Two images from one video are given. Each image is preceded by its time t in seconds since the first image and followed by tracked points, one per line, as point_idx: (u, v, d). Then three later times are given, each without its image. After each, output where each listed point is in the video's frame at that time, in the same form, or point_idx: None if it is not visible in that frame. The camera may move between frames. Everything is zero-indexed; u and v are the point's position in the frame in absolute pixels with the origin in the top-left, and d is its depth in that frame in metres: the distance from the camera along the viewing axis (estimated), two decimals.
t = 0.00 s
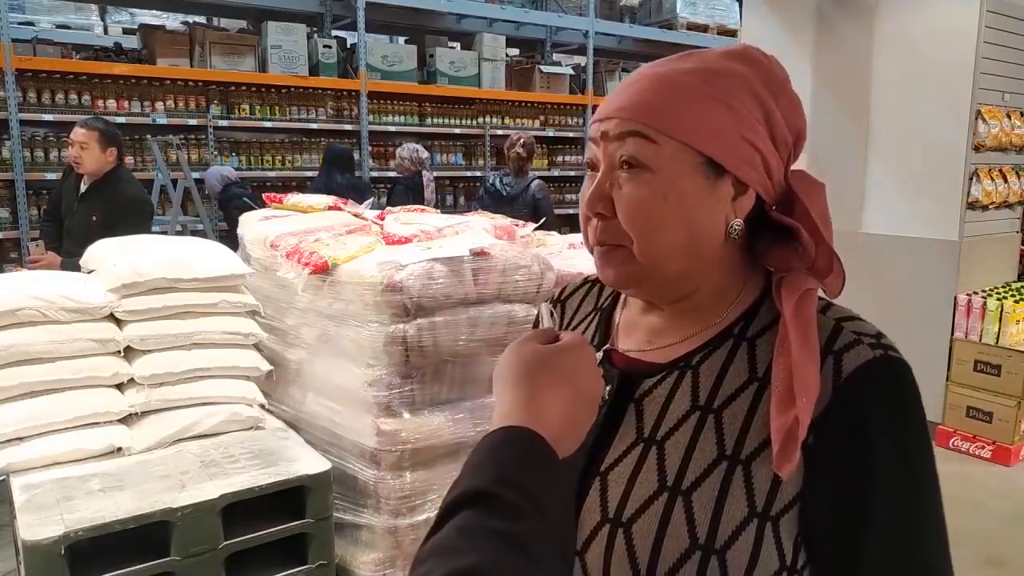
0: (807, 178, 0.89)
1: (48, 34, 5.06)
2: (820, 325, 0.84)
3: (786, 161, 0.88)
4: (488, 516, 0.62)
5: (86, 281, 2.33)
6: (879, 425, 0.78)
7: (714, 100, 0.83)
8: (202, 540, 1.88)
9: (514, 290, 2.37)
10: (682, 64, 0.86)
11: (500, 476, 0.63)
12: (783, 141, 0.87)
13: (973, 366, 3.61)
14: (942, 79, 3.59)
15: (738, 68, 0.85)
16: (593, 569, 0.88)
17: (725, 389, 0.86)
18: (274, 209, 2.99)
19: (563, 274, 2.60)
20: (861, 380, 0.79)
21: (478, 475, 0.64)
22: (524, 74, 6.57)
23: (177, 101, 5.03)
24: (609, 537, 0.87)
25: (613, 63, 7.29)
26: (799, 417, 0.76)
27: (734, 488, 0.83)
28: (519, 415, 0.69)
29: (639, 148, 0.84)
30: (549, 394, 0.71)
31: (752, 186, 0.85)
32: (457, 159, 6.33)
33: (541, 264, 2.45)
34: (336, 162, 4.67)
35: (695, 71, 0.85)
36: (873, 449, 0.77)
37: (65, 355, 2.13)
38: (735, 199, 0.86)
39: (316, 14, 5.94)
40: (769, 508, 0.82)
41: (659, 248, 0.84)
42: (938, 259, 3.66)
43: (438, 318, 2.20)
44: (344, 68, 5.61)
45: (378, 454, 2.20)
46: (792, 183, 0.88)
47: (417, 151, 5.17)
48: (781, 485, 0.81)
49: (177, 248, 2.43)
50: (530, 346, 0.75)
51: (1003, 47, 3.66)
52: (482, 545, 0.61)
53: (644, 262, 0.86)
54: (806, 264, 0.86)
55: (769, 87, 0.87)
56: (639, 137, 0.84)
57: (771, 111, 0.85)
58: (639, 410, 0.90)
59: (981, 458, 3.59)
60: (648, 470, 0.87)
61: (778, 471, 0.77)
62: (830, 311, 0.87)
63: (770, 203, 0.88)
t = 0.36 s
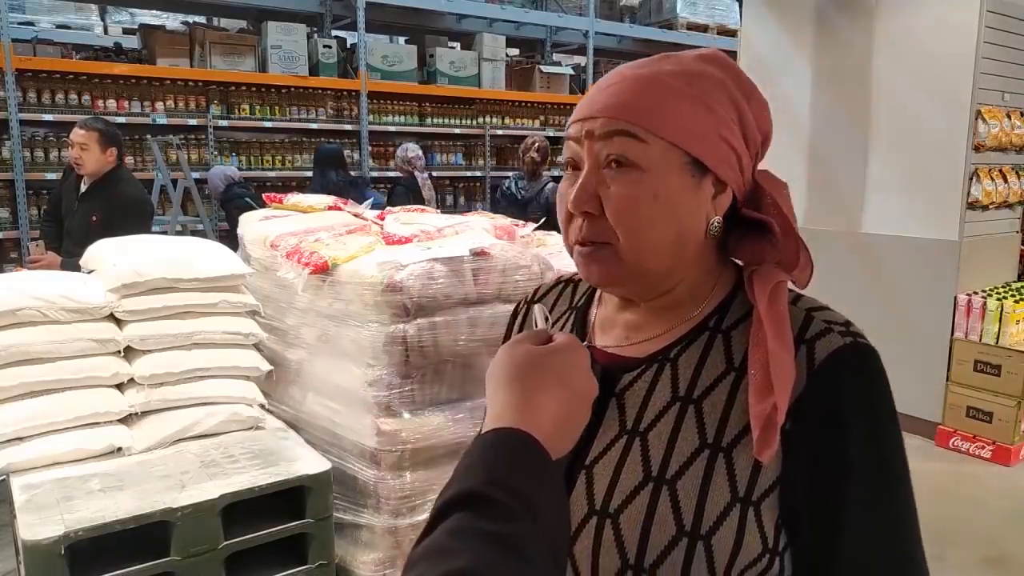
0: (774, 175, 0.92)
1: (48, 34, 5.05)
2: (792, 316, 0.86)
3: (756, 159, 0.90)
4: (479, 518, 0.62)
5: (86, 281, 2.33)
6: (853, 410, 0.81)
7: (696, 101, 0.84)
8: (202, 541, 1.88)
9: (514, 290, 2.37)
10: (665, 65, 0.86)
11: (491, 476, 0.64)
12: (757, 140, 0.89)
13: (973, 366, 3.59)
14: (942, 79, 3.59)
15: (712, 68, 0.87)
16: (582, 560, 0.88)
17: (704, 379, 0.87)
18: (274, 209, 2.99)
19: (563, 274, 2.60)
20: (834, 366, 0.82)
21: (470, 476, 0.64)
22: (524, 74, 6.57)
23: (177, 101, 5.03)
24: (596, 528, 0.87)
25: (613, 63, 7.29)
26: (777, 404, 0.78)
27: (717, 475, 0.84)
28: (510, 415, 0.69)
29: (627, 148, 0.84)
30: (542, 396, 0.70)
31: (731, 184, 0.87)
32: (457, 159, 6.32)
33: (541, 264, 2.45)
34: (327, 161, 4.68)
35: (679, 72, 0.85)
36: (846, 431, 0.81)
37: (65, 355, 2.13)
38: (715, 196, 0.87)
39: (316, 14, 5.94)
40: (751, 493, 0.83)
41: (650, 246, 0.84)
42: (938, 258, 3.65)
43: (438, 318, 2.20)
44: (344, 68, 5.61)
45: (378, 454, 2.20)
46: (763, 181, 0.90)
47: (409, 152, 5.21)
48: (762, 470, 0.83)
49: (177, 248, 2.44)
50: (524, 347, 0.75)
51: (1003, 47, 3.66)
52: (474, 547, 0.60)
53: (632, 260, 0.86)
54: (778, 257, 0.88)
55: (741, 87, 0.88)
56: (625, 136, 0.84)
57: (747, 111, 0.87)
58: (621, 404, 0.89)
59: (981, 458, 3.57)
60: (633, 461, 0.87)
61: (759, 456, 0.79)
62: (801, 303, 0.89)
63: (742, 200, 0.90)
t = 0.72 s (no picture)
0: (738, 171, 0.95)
1: (48, 34, 5.05)
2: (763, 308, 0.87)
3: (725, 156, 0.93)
4: (459, 523, 0.60)
5: (86, 281, 2.33)
6: (826, 398, 0.81)
7: (687, 100, 0.86)
8: (202, 541, 1.88)
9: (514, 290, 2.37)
10: (653, 64, 0.86)
11: (472, 480, 0.61)
12: (731, 140, 0.91)
13: (973, 367, 3.59)
14: (942, 79, 3.58)
15: (692, 68, 0.89)
16: (568, 556, 0.87)
17: (682, 371, 0.87)
18: (274, 209, 2.99)
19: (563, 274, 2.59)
20: (808, 357, 0.82)
21: (451, 480, 0.62)
22: (524, 74, 6.57)
23: (177, 101, 5.03)
24: (580, 522, 0.86)
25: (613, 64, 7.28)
26: (754, 392, 0.78)
27: (696, 466, 0.84)
28: (493, 417, 0.66)
29: (624, 145, 0.84)
30: (523, 397, 0.68)
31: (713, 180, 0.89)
32: (457, 159, 6.32)
33: (541, 264, 2.45)
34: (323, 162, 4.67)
35: (667, 73, 0.86)
36: (822, 421, 0.81)
37: (65, 355, 2.13)
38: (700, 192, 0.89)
39: (316, 14, 5.94)
40: (730, 481, 0.83)
41: (646, 238, 0.85)
42: (937, 258, 3.65)
43: (438, 318, 2.20)
44: (344, 68, 5.61)
45: (378, 454, 2.20)
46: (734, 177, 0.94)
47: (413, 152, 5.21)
48: (741, 459, 0.83)
49: (177, 248, 2.44)
50: (504, 347, 0.73)
51: (1003, 47, 3.66)
52: (454, 554, 0.58)
53: (630, 255, 0.86)
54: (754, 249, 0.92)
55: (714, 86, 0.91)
56: (623, 133, 0.84)
57: (724, 112, 0.90)
58: (601, 399, 0.89)
59: (981, 458, 3.57)
60: (615, 454, 0.86)
61: (737, 444, 0.79)
62: (772, 294, 0.90)
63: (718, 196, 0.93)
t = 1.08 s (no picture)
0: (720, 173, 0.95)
1: (48, 34, 5.06)
2: (747, 309, 0.87)
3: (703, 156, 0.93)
4: (447, 521, 0.60)
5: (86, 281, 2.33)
6: (811, 398, 0.82)
7: (663, 102, 0.85)
8: (203, 541, 1.88)
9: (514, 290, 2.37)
10: (628, 65, 0.86)
11: (459, 478, 0.61)
12: (709, 139, 0.91)
13: (973, 367, 3.58)
14: (942, 79, 3.58)
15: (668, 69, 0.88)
16: (558, 561, 0.86)
17: (668, 373, 0.87)
18: (274, 209, 2.99)
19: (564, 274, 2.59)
20: (792, 357, 0.83)
21: (438, 478, 0.62)
22: (524, 74, 6.57)
23: (177, 101, 5.03)
24: (571, 527, 0.86)
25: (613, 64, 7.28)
26: (740, 394, 0.79)
27: (684, 467, 0.84)
28: (482, 414, 0.66)
29: (596, 146, 0.84)
30: (514, 394, 0.68)
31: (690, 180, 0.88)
32: (457, 159, 6.32)
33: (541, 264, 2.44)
34: (327, 161, 4.67)
35: (642, 73, 0.85)
36: (807, 421, 0.81)
37: (65, 355, 2.13)
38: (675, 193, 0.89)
39: (316, 14, 5.94)
40: (718, 482, 0.83)
41: (620, 240, 0.85)
42: (936, 258, 3.65)
43: (438, 318, 2.21)
44: (344, 68, 5.61)
45: (378, 454, 2.20)
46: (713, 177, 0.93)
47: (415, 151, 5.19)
48: (728, 459, 0.83)
49: (177, 248, 2.44)
50: (494, 344, 0.72)
51: (1003, 47, 3.66)
52: (442, 552, 0.58)
53: (604, 256, 0.86)
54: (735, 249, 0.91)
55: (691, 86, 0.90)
56: (594, 135, 0.84)
57: (702, 110, 0.89)
58: (588, 402, 0.88)
59: (981, 458, 3.56)
60: (603, 458, 0.86)
61: (724, 445, 0.80)
62: (754, 294, 0.90)
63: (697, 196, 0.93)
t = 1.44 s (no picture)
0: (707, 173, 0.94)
1: (48, 34, 5.05)
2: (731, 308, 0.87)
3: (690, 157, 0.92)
4: (441, 518, 0.59)
5: (86, 281, 2.33)
6: (792, 399, 0.82)
7: (646, 102, 0.85)
8: (203, 541, 1.88)
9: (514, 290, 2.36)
10: (610, 65, 0.86)
11: (452, 476, 0.61)
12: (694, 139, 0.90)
13: (973, 366, 3.58)
14: (942, 79, 3.58)
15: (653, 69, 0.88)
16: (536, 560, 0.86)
17: (650, 374, 0.87)
18: (274, 209, 2.99)
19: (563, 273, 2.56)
20: (775, 357, 0.82)
21: (431, 475, 0.62)
22: (524, 74, 6.57)
23: (177, 101, 5.02)
24: (550, 528, 0.86)
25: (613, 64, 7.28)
26: (719, 396, 0.79)
27: (664, 468, 0.84)
28: (475, 411, 0.66)
29: (579, 147, 0.84)
30: (506, 395, 0.68)
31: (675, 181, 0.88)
32: (457, 159, 6.32)
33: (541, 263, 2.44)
34: (339, 162, 4.67)
35: (625, 73, 0.85)
36: (789, 421, 0.81)
37: (65, 355, 2.12)
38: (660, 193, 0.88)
39: (316, 14, 5.94)
40: (698, 484, 0.83)
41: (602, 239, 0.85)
42: (936, 258, 3.65)
43: (438, 318, 2.21)
44: (344, 68, 5.61)
45: (378, 454, 2.20)
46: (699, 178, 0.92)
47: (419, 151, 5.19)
48: (708, 460, 0.83)
49: (177, 248, 2.44)
50: (488, 342, 0.72)
51: (1003, 47, 3.66)
52: (437, 549, 0.57)
53: (586, 257, 0.86)
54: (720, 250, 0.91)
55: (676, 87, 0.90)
56: (576, 137, 0.84)
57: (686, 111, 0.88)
58: (570, 402, 0.88)
59: (981, 458, 3.56)
60: (584, 459, 0.86)
61: (704, 447, 0.80)
62: (739, 294, 0.90)
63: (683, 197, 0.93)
